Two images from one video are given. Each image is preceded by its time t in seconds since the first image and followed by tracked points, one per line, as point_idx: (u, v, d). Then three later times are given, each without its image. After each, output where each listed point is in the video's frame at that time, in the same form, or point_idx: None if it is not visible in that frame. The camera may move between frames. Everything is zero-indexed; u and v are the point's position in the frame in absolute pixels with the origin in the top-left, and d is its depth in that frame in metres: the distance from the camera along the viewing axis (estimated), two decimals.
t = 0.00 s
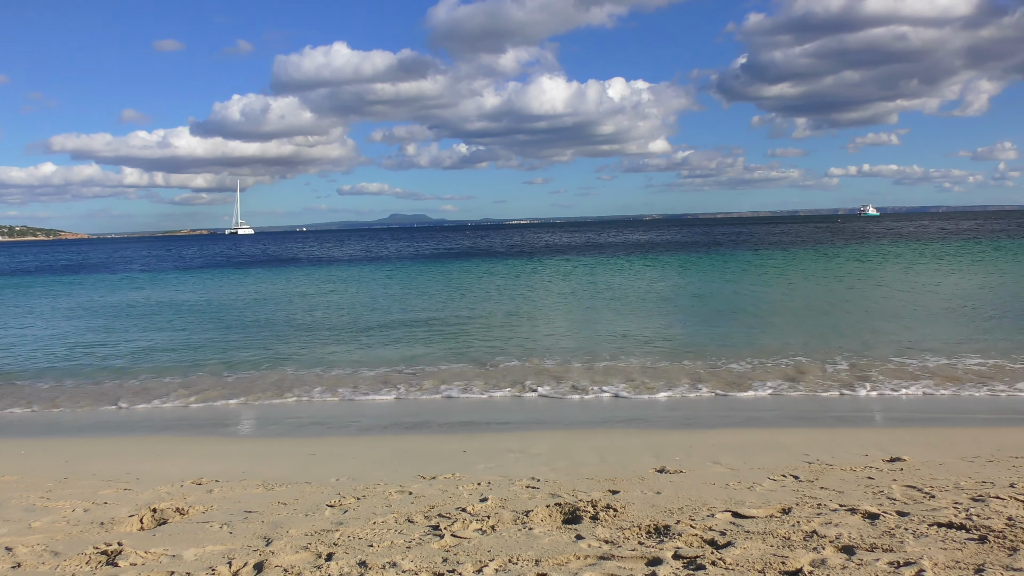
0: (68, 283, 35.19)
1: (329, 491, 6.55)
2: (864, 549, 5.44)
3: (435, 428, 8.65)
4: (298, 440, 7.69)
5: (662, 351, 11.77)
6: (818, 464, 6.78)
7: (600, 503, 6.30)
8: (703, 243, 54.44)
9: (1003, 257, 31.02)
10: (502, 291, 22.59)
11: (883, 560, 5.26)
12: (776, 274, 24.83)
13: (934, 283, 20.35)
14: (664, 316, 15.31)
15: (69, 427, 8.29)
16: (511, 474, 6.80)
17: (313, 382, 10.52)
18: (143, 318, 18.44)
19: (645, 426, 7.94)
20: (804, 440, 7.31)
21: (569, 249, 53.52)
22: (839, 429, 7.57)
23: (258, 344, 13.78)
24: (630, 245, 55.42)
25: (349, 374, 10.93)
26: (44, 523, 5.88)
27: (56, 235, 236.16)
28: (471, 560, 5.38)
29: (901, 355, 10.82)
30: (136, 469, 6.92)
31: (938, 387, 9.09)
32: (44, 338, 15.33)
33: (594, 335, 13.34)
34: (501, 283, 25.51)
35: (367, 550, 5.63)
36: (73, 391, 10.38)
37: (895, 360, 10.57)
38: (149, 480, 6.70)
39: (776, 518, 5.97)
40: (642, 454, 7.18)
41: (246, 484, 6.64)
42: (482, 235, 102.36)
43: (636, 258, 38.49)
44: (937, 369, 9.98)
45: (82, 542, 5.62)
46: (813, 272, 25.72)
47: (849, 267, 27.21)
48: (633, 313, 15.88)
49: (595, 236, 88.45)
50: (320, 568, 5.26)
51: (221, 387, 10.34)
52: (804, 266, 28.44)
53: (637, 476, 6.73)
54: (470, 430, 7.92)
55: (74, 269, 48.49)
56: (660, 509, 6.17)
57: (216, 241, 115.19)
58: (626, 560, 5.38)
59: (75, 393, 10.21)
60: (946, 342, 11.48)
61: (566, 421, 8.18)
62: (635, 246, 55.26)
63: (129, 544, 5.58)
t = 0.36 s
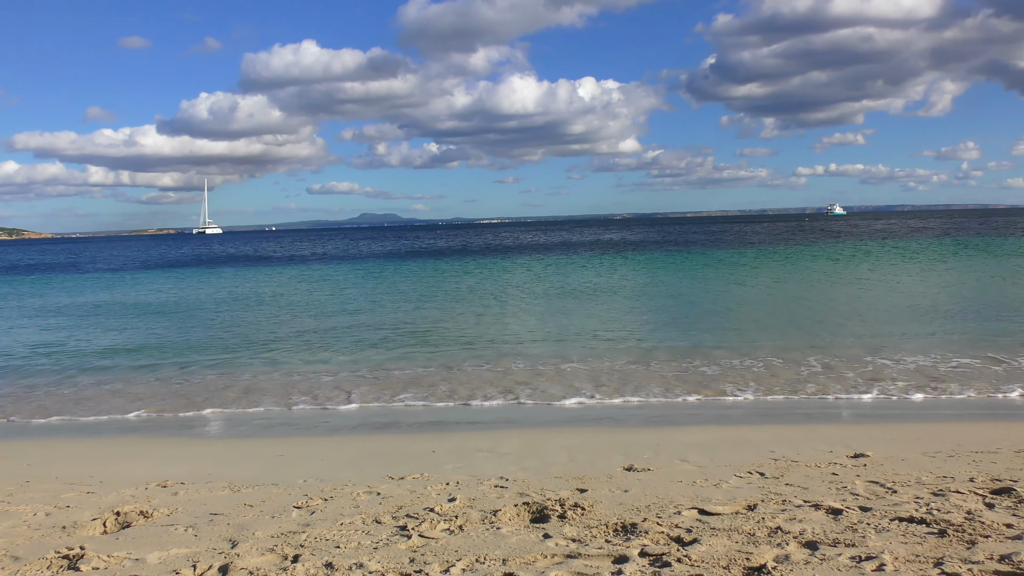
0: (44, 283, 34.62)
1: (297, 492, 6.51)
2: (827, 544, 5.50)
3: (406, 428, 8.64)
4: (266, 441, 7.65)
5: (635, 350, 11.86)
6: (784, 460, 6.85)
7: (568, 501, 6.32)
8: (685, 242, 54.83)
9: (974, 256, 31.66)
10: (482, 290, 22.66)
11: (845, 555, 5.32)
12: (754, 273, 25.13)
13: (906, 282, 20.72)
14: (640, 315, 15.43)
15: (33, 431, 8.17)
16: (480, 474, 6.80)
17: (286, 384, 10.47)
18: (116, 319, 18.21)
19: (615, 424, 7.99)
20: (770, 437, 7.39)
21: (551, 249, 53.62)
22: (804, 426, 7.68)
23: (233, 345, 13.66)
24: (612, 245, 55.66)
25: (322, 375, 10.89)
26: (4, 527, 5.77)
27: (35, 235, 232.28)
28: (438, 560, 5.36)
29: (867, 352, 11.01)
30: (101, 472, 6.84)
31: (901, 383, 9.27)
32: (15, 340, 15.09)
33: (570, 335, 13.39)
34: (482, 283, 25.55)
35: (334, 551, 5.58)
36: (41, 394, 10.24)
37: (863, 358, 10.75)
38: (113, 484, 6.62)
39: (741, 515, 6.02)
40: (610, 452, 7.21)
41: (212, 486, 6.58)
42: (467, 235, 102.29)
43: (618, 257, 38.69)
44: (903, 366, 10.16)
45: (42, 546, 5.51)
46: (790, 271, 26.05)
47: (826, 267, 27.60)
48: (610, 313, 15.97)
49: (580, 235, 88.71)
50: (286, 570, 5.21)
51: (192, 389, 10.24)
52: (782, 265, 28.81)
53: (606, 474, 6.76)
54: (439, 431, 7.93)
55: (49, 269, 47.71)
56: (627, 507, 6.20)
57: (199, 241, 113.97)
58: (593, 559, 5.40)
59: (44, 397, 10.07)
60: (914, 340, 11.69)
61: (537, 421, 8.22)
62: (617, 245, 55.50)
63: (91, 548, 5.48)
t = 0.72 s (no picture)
0: (17, 283, 34.02)
1: (264, 494, 6.47)
2: (791, 541, 5.55)
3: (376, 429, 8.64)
4: (233, 443, 7.62)
5: (609, 349, 11.93)
6: (751, 458, 6.92)
7: (536, 501, 6.34)
8: (667, 241, 55.14)
9: (944, 254, 32.27)
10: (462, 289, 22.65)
11: (808, 551, 5.37)
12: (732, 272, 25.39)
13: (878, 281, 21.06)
14: (616, 314, 15.54)
15: None
16: (448, 474, 6.80)
17: (257, 385, 10.39)
18: (87, 320, 17.93)
19: (585, 424, 8.05)
20: (736, 436, 7.47)
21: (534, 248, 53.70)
22: (772, 424, 7.77)
23: (206, 346, 13.52)
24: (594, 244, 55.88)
25: (294, 376, 10.83)
26: None
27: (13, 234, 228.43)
28: (405, 561, 5.34)
29: (836, 350, 11.18)
30: (64, 476, 6.75)
31: (867, 381, 9.43)
32: None
33: (546, 334, 13.43)
34: (462, 282, 25.53)
35: (301, 553, 5.53)
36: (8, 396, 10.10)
37: (832, 356, 10.90)
38: (76, 488, 6.54)
39: (708, 512, 6.07)
40: (579, 451, 7.26)
41: (178, 489, 6.53)
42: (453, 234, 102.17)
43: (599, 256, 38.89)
44: (871, 364, 10.32)
45: (2, 552, 5.40)
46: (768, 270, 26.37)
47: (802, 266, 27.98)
48: (588, 312, 16.03)
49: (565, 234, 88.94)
50: (252, 573, 5.15)
51: (161, 391, 10.12)
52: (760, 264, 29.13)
53: (574, 474, 6.79)
54: (408, 431, 7.94)
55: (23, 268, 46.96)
56: (595, 506, 6.22)
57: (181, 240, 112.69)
58: (561, 558, 5.40)
59: (10, 399, 9.93)
60: (884, 338, 11.87)
61: (507, 420, 8.26)
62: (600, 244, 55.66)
63: (53, 554, 5.38)
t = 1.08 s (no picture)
0: None
1: (230, 497, 6.42)
2: (755, 538, 5.60)
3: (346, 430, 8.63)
4: (200, 447, 7.58)
5: (582, 350, 11.96)
6: (718, 457, 6.98)
7: (504, 501, 6.34)
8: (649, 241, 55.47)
9: (915, 254, 32.90)
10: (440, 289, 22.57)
11: (772, 548, 5.42)
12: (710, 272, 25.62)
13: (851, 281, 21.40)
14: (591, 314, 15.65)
15: None
16: (417, 475, 6.80)
17: (228, 386, 10.32)
18: (52, 322, 17.51)
19: (554, 424, 8.09)
20: (703, 435, 7.55)
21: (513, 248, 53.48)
22: (739, 423, 7.85)
23: (175, 349, 13.31)
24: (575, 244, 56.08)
25: (263, 378, 10.71)
26: None
27: None
28: (371, 563, 5.30)
29: (805, 349, 11.34)
30: (26, 481, 6.66)
31: (832, 379, 9.58)
32: None
33: (521, 335, 13.42)
34: (440, 283, 25.49)
35: (267, 556, 5.48)
36: None
37: (801, 355, 11.05)
38: (38, 492, 6.44)
39: (674, 511, 6.11)
40: (548, 451, 7.30)
41: (142, 493, 6.46)
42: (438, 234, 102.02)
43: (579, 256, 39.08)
44: (839, 362, 10.46)
45: None
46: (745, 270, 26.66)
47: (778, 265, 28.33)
48: (564, 312, 16.04)
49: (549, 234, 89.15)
50: None
51: (126, 395, 9.94)
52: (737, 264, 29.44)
53: (542, 474, 6.81)
54: (377, 433, 7.94)
55: None
56: (562, 506, 6.24)
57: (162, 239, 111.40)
58: (528, 557, 5.40)
59: None
60: (854, 338, 12.03)
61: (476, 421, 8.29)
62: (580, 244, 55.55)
63: (12, 560, 5.28)
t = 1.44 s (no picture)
0: None
1: (193, 501, 6.39)
2: (717, 536, 5.65)
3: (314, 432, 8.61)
4: (164, 451, 7.54)
5: (556, 351, 12.00)
6: (683, 455, 7.05)
7: (470, 502, 6.36)
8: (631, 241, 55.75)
9: (888, 254, 33.49)
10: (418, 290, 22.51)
11: (734, 546, 5.47)
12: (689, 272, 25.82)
13: (825, 280, 21.73)
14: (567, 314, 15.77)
15: None
16: (383, 477, 6.80)
17: (197, 388, 10.27)
18: (18, 325, 17.16)
19: (521, 425, 8.14)
20: (668, 434, 7.63)
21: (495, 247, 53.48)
22: (705, 422, 7.93)
23: (145, 351, 13.18)
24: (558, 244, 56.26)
25: (233, 382, 10.62)
26: None
27: None
28: (334, 565, 5.28)
29: (774, 349, 11.51)
30: None
31: (798, 377, 9.73)
32: None
33: (496, 336, 13.44)
34: (420, 283, 25.41)
35: (229, 559, 5.44)
36: None
37: (770, 354, 11.18)
38: None
39: (638, 510, 6.15)
40: (515, 451, 7.34)
41: (103, 498, 6.40)
42: (422, 233, 101.81)
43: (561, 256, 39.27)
44: (805, 361, 10.63)
45: None
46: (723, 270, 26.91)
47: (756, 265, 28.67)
48: (541, 313, 16.07)
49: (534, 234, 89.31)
50: None
51: (90, 400, 9.78)
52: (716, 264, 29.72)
53: (509, 474, 6.84)
54: (345, 435, 7.94)
55: None
56: (528, 506, 6.26)
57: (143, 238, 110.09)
58: (492, 558, 5.41)
59: None
60: (825, 337, 12.19)
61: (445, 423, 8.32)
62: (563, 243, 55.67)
63: None
